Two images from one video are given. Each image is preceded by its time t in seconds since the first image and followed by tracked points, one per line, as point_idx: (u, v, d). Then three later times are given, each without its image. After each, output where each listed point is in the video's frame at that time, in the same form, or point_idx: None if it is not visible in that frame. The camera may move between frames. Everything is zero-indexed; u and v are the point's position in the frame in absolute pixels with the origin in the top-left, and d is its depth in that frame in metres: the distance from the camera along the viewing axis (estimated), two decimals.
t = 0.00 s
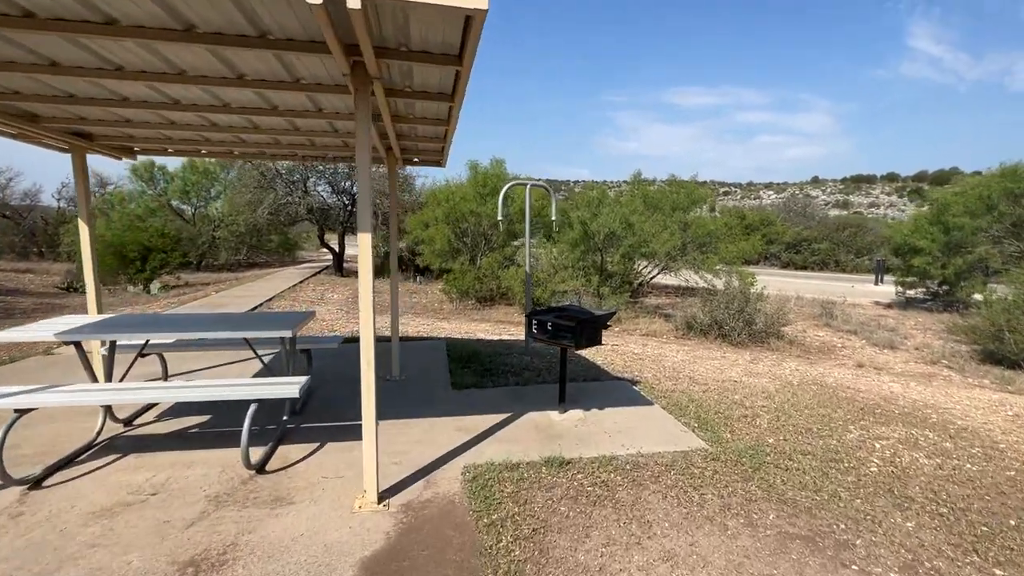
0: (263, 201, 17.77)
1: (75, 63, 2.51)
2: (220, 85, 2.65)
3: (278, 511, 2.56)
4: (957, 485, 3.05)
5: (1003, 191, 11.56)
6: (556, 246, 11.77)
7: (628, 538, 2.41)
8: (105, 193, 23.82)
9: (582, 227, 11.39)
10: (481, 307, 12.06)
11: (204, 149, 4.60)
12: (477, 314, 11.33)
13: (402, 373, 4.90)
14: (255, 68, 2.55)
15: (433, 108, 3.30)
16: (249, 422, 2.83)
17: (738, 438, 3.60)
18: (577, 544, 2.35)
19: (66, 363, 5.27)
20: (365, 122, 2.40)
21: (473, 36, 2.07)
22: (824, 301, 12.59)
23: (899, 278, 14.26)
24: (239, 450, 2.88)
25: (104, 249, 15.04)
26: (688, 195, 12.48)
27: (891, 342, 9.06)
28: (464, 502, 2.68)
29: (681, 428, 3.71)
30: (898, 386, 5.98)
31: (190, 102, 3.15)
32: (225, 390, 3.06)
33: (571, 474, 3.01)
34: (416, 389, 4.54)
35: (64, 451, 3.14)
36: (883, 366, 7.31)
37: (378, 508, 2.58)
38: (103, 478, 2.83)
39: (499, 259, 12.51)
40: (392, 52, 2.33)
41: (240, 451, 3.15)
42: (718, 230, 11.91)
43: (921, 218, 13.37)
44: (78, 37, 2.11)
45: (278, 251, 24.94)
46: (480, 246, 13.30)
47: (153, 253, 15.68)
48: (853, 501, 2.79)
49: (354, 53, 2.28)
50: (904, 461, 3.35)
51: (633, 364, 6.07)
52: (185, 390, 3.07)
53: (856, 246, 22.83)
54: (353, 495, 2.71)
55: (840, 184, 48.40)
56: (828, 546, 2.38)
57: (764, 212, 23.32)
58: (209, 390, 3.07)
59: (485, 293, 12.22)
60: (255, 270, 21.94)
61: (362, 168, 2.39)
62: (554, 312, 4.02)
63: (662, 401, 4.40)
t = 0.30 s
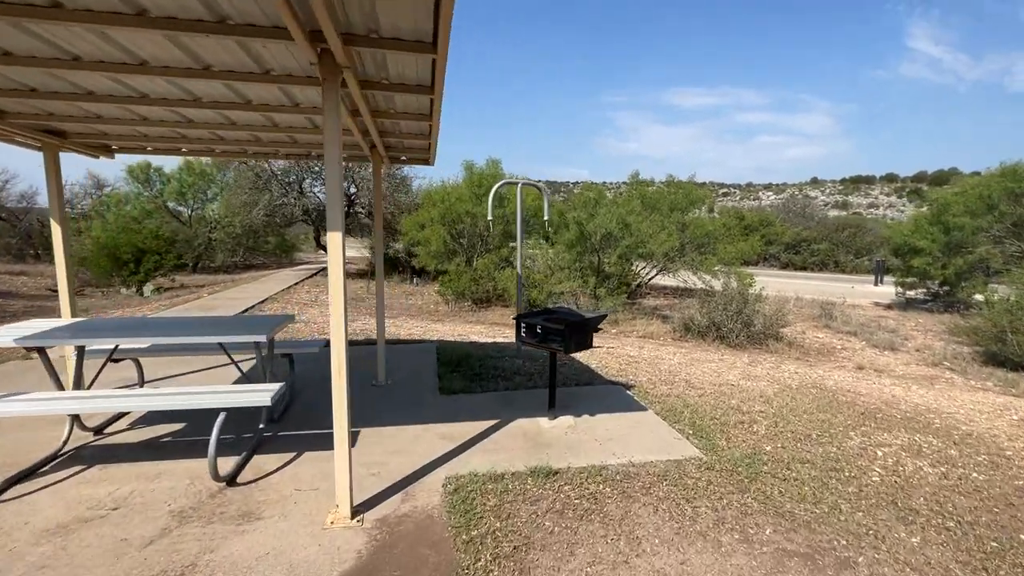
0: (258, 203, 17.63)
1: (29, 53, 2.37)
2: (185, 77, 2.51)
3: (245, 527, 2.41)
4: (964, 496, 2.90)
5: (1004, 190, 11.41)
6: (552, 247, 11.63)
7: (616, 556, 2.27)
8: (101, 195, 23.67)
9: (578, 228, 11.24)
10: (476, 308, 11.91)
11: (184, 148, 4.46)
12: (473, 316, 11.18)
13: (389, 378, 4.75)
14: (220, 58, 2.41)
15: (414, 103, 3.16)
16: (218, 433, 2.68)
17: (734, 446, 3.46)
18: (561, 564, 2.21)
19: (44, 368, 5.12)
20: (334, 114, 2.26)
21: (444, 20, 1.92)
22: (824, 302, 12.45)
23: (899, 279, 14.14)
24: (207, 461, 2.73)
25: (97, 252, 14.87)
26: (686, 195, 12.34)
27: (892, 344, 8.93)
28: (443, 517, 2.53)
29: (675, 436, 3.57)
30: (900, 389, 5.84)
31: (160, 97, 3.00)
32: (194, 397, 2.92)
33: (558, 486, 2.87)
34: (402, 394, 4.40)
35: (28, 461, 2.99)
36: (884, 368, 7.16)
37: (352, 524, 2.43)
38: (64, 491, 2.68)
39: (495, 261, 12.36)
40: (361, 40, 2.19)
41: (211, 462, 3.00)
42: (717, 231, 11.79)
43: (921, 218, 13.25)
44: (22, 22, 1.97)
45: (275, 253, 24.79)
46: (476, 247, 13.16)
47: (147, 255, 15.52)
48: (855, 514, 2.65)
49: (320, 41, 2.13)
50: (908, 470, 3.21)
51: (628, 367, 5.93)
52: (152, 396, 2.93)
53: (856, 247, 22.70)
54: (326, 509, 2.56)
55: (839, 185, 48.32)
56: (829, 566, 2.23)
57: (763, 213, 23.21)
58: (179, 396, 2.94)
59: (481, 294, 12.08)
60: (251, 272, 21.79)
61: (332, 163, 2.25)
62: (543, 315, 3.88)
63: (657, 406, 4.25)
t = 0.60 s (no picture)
0: (256, 203, 17.53)
1: None
2: (148, 70, 2.38)
3: (211, 546, 2.28)
4: (975, 510, 2.74)
5: (1010, 188, 11.18)
6: (551, 247, 11.47)
7: None
8: (101, 196, 23.63)
9: (577, 228, 11.06)
10: (474, 309, 11.78)
11: (164, 147, 4.33)
12: (470, 317, 11.04)
13: (377, 384, 4.61)
14: (184, 51, 2.28)
15: (395, 99, 3.01)
16: (185, 446, 2.55)
17: (732, 455, 3.31)
18: None
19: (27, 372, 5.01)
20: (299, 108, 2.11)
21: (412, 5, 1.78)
22: (828, 303, 12.25)
23: (904, 278, 13.93)
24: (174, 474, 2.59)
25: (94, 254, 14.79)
26: (687, 195, 12.18)
27: (897, 345, 8.74)
28: (421, 534, 2.39)
29: (670, 445, 3.41)
30: (906, 392, 5.67)
31: (128, 93, 2.87)
32: (162, 408, 2.79)
33: (545, 500, 2.72)
34: (390, 400, 4.27)
35: None
36: (889, 370, 6.98)
37: (324, 543, 2.29)
38: (25, 506, 2.56)
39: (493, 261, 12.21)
40: (328, 28, 2.05)
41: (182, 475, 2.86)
42: (718, 230, 11.62)
43: (926, 217, 13.03)
44: None
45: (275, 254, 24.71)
46: (474, 247, 13.01)
47: (145, 257, 15.43)
48: (859, 531, 2.49)
49: (283, 30, 1.99)
50: (914, 481, 3.05)
51: (625, 370, 5.78)
52: (120, 405, 2.82)
53: (860, 246, 22.47)
54: (298, 526, 2.42)
55: (843, 184, 48.02)
56: None
57: (766, 212, 23.00)
58: (148, 405, 2.82)
59: (479, 295, 11.94)
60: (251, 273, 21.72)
61: (298, 160, 2.11)
62: (533, 319, 3.74)
63: (652, 412, 4.11)
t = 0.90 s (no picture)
0: (259, 205, 17.48)
1: None
2: (123, 63, 2.26)
3: (188, 562, 2.16)
4: (998, 524, 2.59)
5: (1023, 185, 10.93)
6: (554, 247, 11.33)
7: None
8: (107, 198, 23.70)
9: (580, 228, 10.90)
10: (477, 310, 11.67)
11: (154, 147, 4.24)
12: (472, 319, 10.91)
13: (373, 388, 4.49)
14: (159, 43, 2.17)
15: (385, 94, 2.89)
16: (164, 457, 2.43)
17: (738, 464, 3.16)
18: None
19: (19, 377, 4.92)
20: (277, 100, 1.99)
21: None
22: (836, 302, 12.04)
23: (913, 278, 13.68)
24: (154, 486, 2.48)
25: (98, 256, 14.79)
26: (691, 194, 12.02)
27: (907, 346, 8.54)
28: (410, 550, 2.26)
29: (674, 452, 3.27)
30: (918, 395, 5.50)
31: (108, 88, 2.76)
32: (142, 416, 2.67)
33: (542, 512, 2.59)
34: (386, 405, 4.15)
35: None
36: (900, 372, 6.79)
37: (306, 559, 2.17)
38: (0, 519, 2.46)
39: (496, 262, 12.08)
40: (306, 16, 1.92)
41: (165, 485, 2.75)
42: (724, 230, 11.45)
43: (936, 215, 12.79)
44: None
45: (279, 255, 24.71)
46: (477, 248, 12.89)
47: (148, 259, 15.41)
48: (875, 547, 2.34)
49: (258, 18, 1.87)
50: (932, 491, 2.90)
51: (628, 373, 5.63)
52: (99, 412, 2.72)
53: (868, 245, 22.17)
54: (281, 541, 2.30)
55: (849, 183, 47.55)
56: None
57: (772, 211, 22.74)
58: (129, 412, 2.72)
59: (482, 296, 11.82)
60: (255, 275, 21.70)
61: (275, 156, 1.99)
62: (531, 322, 3.61)
63: (655, 417, 3.96)
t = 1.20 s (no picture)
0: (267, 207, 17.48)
1: None
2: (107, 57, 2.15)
3: None
4: None
5: None
6: (563, 247, 11.16)
7: None
8: (121, 201, 23.96)
9: (589, 227, 10.66)
10: (485, 311, 11.56)
11: (153, 148, 4.16)
12: (480, 320, 10.79)
13: (376, 393, 4.37)
14: (144, 35, 2.06)
15: (384, 88, 2.76)
16: (153, 469, 2.32)
17: (758, 475, 2.99)
18: None
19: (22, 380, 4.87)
20: (264, 93, 1.85)
21: None
22: (852, 302, 11.74)
23: (933, 276, 13.30)
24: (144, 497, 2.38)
25: (110, 258, 14.90)
26: (703, 191, 11.79)
27: (929, 347, 8.25)
28: (409, 569, 2.13)
29: (689, 463, 3.11)
30: (944, 399, 5.27)
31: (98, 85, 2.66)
32: (133, 425, 2.56)
33: (549, 527, 2.44)
34: (389, 410, 4.03)
35: None
36: (923, 375, 6.52)
37: None
38: None
39: (504, 262, 11.93)
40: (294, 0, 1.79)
41: (157, 495, 2.65)
42: (737, 228, 11.20)
43: (956, 211, 12.40)
44: None
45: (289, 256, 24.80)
46: (485, 248, 12.76)
47: (159, 261, 15.49)
48: (911, 570, 2.16)
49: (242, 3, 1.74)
50: (969, 506, 2.70)
51: (639, 377, 5.47)
52: (87, 420, 2.62)
53: (884, 243, 21.66)
54: (274, 559, 2.18)
55: (864, 179, 46.74)
56: None
57: (785, 209, 22.33)
58: (119, 420, 2.62)
59: (490, 297, 11.70)
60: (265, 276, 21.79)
61: (262, 152, 1.87)
62: (539, 325, 3.47)
63: (669, 424, 3.80)
